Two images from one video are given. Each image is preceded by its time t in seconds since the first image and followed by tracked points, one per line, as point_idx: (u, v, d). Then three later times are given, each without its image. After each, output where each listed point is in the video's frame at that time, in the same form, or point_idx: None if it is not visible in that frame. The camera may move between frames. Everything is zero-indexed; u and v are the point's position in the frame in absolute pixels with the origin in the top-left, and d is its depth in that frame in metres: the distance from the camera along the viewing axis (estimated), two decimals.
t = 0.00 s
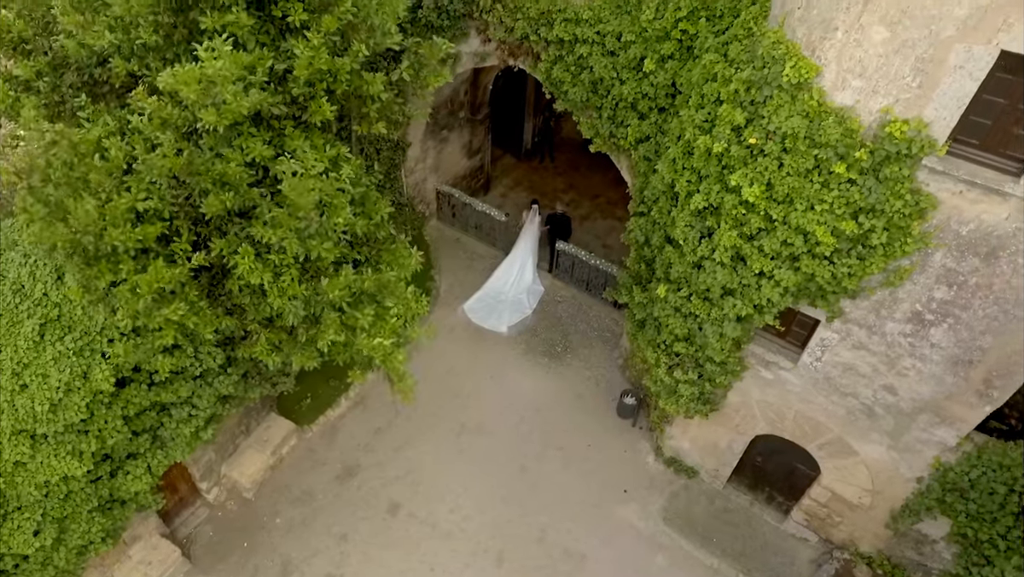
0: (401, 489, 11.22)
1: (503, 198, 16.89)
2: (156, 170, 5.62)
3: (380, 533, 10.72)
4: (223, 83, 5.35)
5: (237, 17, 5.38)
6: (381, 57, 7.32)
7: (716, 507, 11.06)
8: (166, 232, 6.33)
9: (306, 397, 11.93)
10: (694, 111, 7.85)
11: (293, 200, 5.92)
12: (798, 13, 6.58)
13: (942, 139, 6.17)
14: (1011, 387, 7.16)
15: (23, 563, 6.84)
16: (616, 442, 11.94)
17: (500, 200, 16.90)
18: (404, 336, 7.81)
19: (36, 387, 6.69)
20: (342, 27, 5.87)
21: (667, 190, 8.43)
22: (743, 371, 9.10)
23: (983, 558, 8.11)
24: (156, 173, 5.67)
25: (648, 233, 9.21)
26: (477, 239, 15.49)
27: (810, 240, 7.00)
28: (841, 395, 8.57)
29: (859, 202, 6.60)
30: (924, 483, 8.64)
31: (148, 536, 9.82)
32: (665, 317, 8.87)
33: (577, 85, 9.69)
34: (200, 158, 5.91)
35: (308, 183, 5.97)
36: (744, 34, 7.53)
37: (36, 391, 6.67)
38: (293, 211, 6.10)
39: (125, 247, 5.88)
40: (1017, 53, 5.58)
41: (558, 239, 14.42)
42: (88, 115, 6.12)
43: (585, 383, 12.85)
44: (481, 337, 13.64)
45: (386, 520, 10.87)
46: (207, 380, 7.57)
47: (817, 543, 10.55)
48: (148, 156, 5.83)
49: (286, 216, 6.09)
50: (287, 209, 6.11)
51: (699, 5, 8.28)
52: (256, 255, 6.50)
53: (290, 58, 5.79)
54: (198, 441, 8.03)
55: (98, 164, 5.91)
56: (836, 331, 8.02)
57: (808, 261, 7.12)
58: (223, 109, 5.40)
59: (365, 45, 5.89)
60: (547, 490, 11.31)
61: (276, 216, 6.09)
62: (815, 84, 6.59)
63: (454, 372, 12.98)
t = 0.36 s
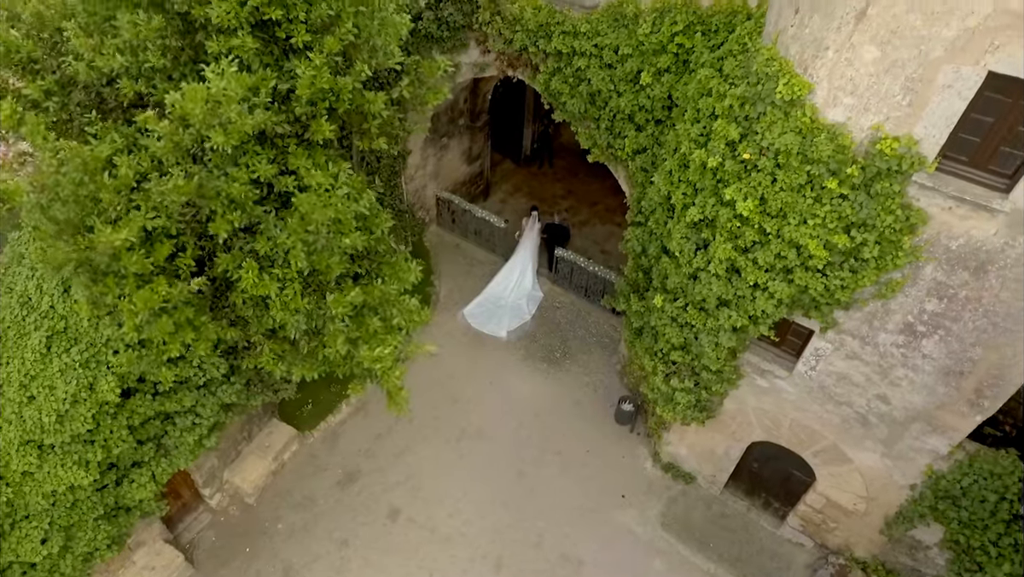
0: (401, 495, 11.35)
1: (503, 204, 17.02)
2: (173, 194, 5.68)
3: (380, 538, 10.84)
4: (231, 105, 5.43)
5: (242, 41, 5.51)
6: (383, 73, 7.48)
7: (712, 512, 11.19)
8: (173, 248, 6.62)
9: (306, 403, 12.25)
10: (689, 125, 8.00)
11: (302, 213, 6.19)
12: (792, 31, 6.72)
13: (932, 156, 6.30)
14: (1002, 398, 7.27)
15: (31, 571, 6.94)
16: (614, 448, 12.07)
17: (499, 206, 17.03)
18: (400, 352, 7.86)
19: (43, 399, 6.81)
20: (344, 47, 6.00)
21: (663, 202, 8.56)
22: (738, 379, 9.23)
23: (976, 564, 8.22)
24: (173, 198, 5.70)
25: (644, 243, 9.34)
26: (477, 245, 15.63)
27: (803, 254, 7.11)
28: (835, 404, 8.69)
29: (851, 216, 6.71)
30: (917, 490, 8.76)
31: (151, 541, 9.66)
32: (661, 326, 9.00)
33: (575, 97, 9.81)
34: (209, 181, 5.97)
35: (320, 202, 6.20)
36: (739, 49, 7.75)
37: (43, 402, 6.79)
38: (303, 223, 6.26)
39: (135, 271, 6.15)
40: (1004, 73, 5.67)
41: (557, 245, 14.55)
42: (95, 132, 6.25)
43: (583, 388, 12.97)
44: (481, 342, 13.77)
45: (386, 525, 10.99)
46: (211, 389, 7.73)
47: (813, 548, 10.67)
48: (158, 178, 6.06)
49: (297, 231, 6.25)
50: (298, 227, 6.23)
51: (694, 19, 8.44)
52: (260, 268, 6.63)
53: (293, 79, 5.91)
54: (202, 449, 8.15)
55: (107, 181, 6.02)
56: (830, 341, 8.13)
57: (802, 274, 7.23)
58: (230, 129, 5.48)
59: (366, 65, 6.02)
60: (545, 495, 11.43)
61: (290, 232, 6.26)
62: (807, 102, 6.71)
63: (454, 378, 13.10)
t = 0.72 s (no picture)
0: (404, 500, 11.50)
1: (503, 210, 17.16)
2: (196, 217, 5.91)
3: (384, 543, 10.99)
4: (261, 129, 5.63)
5: (253, 64, 5.66)
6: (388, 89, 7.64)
7: (711, 516, 11.35)
8: (180, 264, 6.66)
9: (310, 409, 12.51)
10: (688, 139, 8.16)
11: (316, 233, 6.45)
12: (787, 50, 6.88)
13: (923, 172, 6.46)
14: (993, 406, 7.43)
15: None
16: (614, 453, 12.23)
17: (499, 212, 17.18)
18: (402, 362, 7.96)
19: (56, 411, 6.95)
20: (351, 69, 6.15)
21: (662, 214, 8.72)
22: (736, 386, 9.38)
23: (968, 568, 8.34)
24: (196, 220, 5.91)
25: (644, 253, 9.50)
26: (477, 251, 15.77)
27: (799, 266, 7.27)
28: (831, 411, 8.86)
29: (845, 231, 6.86)
30: (912, 496, 8.92)
31: (158, 548, 9.74)
32: (660, 335, 9.16)
33: (575, 109, 9.94)
34: (228, 204, 6.13)
35: (336, 221, 6.42)
36: (735, 66, 7.94)
37: (56, 414, 6.95)
38: (315, 243, 6.54)
39: (137, 278, 6.05)
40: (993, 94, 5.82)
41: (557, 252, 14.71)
42: (108, 151, 6.42)
43: (583, 394, 13.13)
44: (481, 347, 13.92)
45: (389, 530, 11.14)
46: (218, 399, 7.87)
47: (810, 552, 10.84)
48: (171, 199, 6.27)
49: (309, 251, 6.50)
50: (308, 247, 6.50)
51: (692, 35, 8.62)
52: (268, 283, 6.78)
53: (300, 101, 6.05)
54: (209, 457, 8.29)
55: (117, 199, 6.16)
56: (826, 350, 8.28)
57: (798, 286, 7.38)
58: (256, 153, 5.79)
59: (373, 86, 6.20)
60: (545, 500, 11.59)
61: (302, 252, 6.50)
62: (802, 119, 6.87)
63: (455, 383, 13.25)
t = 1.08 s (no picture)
0: (408, 507, 11.65)
1: (505, 217, 17.31)
2: (209, 239, 6.11)
3: (389, 550, 11.15)
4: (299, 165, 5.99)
5: (265, 90, 5.82)
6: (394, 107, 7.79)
7: (712, 523, 11.50)
8: (188, 281, 6.70)
9: (314, 416, 12.52)
10: (688, 155, 8.32)
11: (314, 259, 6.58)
12: (786, 70, 7.04)
13: (919, 192, 6.61)
14: (987, 419, 7.59)
15: None
16: (615, 460, 12.38)
17: (501, 218, 17.33)
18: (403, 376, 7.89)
19: (70, 425, 7.08)
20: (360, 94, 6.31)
21: (663, 227, 8.86)
22: (736, 396, 9.53)
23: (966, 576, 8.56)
24: (209, 243, 6.11)
25: (645, 265, 9.65)
26: (479, 258, 15.91)
27: (797, 281, 7.43)
28: (829, 421, 9.01)
29: (842, 248, 7.01)
30: (909, 504, 9.06)
31: (165, 555, 9.72)
32: (661, 346, 9.30)
33: (576, 122, 10.08)
34: (239, 222, 6.31)
35: (334, 241, 6.55)
36: (735, 83, 8.12)
37: (70, 428, 7.07)
38: (320, 262, 6.64)
39: (130, 295, 6.12)
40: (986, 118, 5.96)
41: (558, 259, 14.86)
42: (120, 171, 6.57)
43: (584, 401, 13.28)
44: (483, 354, 14.07)
45: (394, 537, 11.30)
46: (227, 410, 7.98)
47: (809, 558, 10.98)
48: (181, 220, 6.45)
49: (314, 271, 6.58)
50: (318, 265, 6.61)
51: (692, 51, 8.80)
52: (277, 300, 6.88)
53: (312, 124, 6.19)
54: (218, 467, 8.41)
55: (128, 219, 6.29)
56: (824, 362, 8.43)
57: (796, 301, 7.53)
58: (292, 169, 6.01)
59: (381, 108, 6.36)
60: (548, 507, 11.75)
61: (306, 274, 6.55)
62: (801, 138, 7.01)
63: (458, 391, 13.39)
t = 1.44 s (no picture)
0: (413, 512, 11.83)
1: (508, 223, 17.47)
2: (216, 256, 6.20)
3: (395, 555, 11.33)
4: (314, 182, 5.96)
5: (279, 113, 5.98)
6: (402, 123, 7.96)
7: (712, 528, 11.69)
8: (200, 296, 6.76)
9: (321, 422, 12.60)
10: (690, 170, 8.48)
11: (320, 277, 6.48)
12: (785, 90, 7.22)
13: (914, 210, 6.79)
14: (982, 429, 7.76)
15: None
16: (616, 466, 12.55)
17: (504, 225, 17.50)
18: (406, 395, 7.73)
19: (87, 436, 7.28)
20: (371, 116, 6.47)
21: (665, 240, 9.03)
22: (736, 404, 9.71)
23: None
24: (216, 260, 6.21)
25: (647, 275, 9.83)
26: (483, 264, 16.07)
27: (796, 295, 7.60)
28: (828, 430, 9.18)
29: (840, 263, 7.18)
30: (906, 511, 9.24)
31: (176, 559, 9.67)
32: (663, 355, 9.47)
33: (580, 135, 10.24)
34: (246, 239, 6.38)
35: (337, 259, 6.43)
36: (735, 100, 8.32)
37: (88, 439, 7.27)
38: (324, 280, 6.56)
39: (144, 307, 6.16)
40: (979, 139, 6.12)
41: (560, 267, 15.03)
42: (135, 188, 6.67)
43: (586, 407, 13.45)
44: (486, 360, 14.25)
45: (400, 542, 11.47)
46: (238, 419, 8.13)
47: (808, 563, 11.17)
48: (193, 236, 6.44)
49: (319, 289, 6.57)
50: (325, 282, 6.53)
51: (693, 67, 8.98)
52: (288, 314, 6.94)
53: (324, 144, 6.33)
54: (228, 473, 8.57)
55: (141, 237, 6.39)
56: (823, 372, 8.61)
57: (796, 314, 7.70)
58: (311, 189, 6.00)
59: (391, 128, 6.52)
60: (551, 512, 11.92)
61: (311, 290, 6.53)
62: (800, 156, 7.19)
63: (462, 397, 13.57)
